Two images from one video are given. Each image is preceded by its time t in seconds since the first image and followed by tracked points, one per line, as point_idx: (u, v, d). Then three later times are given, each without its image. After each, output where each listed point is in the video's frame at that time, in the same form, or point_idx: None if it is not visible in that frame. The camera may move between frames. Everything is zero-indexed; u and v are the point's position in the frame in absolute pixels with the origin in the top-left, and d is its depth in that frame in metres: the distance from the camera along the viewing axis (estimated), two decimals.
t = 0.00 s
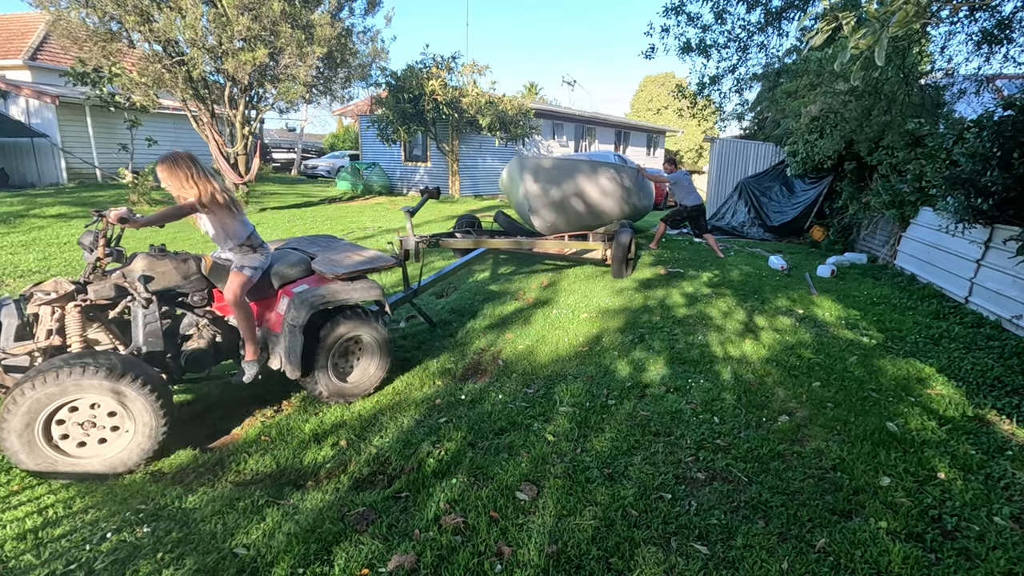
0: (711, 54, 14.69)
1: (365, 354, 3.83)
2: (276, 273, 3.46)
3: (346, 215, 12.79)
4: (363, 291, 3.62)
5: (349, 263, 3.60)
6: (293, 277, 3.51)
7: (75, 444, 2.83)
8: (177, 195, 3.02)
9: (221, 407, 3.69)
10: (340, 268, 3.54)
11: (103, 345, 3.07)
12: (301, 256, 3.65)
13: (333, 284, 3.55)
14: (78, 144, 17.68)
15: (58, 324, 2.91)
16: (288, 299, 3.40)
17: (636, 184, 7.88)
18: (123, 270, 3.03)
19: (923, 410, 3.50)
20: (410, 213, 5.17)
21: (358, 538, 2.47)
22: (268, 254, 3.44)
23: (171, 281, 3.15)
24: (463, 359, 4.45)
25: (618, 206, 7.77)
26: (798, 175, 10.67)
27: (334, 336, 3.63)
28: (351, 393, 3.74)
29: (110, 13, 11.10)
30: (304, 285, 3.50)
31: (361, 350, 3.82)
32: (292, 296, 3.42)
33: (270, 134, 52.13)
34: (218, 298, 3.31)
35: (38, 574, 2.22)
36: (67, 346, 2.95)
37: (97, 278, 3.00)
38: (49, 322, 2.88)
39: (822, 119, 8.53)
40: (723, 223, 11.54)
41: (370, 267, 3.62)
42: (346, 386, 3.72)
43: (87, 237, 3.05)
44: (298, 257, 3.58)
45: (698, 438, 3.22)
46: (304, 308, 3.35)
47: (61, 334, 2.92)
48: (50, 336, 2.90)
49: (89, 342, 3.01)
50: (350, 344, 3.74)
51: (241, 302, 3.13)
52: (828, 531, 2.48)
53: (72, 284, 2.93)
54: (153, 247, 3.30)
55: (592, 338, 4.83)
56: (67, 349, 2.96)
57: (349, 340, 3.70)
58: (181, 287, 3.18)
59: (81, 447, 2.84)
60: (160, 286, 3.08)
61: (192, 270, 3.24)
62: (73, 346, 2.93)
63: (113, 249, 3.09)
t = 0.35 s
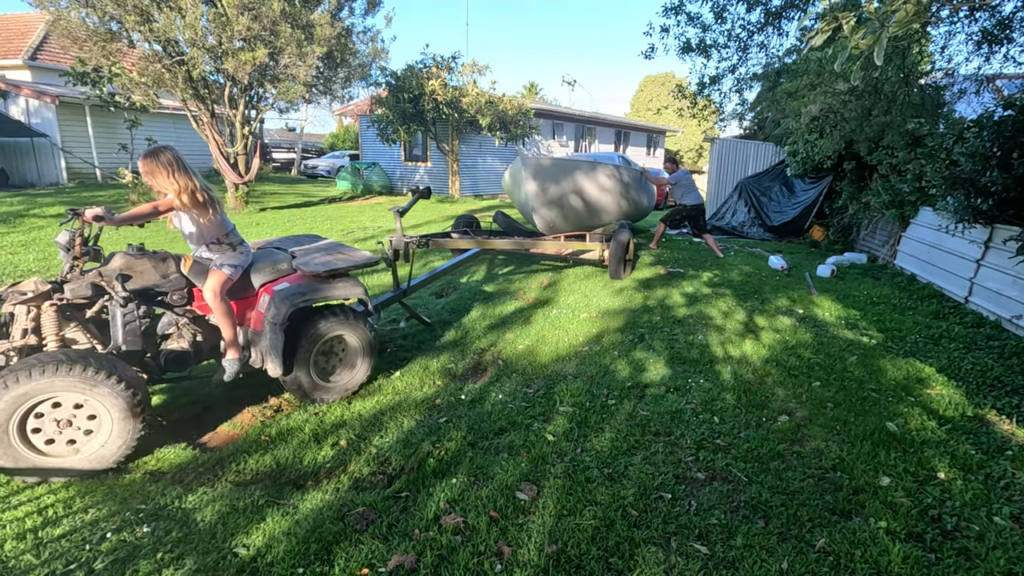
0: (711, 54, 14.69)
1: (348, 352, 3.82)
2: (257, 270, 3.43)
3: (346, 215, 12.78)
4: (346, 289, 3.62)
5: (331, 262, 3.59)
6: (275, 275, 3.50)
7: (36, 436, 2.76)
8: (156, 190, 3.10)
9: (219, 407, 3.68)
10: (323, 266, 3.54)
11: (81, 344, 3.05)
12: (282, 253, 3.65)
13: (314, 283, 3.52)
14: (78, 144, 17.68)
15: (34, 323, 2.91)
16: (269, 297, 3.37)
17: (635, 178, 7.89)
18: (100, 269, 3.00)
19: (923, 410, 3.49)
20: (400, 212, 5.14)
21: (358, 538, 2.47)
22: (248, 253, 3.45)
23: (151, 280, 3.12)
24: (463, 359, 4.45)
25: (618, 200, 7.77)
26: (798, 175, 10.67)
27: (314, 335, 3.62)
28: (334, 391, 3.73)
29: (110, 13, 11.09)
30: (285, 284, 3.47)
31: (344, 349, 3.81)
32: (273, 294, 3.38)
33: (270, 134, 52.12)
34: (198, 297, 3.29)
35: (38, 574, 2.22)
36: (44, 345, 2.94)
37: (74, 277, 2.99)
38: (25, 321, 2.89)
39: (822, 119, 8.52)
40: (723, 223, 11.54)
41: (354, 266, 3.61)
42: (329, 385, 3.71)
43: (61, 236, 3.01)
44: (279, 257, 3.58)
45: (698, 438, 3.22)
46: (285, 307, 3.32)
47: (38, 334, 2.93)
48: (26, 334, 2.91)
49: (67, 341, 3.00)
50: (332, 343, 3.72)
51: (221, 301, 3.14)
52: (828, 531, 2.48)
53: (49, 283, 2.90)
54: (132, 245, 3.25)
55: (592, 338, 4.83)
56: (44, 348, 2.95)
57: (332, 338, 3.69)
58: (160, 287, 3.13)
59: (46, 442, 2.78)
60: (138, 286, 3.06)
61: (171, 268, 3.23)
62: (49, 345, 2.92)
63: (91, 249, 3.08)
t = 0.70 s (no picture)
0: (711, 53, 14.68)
1: (335, 354, 3.78)
2: (242, 270, 3.41)
3: (347, 215, 12.79)
4: (332, 291, 3.60)
5: (317, 263, 3.56)
6: (260, 276, 3.48)
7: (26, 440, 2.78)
8: (130, 190, 3.05)
9: (218, 408, 3.67)
10: (309, 267, 3.52)
11: (61, 345, 3.05)
12: (269, 253, 3.63)
13: (299, 284, 3.50)
14: (78, 144, 17.67)
15: (12, 324, 2.91)
16: (254, 297, 3.37)
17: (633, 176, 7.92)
18: (81, 269, 3.01)
19: (923, 410, 3.49)
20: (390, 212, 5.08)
21: (358, 538, 2.47)
22: (233, 253, 3.43)
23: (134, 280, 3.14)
24: (463, 359, 4.45)
25: (618, 199, 7.78)
26: (798, 175, 10.67)
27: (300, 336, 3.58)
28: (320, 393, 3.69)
29: (110, 13, 11.09)
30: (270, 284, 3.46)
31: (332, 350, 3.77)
32: (258, 294, 3.37)
33: (270, 134, 52.07)
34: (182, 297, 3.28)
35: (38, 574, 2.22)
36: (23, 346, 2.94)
37: (55, 276, 2.99)
38: (4, 321, 2.88)
39: (822, 119, 8.52)
40: (723, 223, 11.55)
41: (339, 266, 3.59)
42: (315, 386, 3.67)
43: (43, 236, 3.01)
44: (264, 257, 3.55)
45: (698, 438, 3.22)
46: (269, 308, 3.30)
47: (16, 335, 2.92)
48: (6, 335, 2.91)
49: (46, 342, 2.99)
50: (318, 345, 3.69)
51: (206, 301, 3.14)
52: (828, 531, 2.48)
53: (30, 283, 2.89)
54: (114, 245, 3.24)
55: (592, 338, 4.82)
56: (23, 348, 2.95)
57: (318, 339, 3.66)
58: (142, 287, 3.14)
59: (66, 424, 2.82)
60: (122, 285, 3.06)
61: (154, 268, 3.23)
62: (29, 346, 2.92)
63: (72, 248, 3.07)
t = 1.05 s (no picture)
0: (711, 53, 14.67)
1: (316, 355, 3.75)
2: (221, 270, 3.39)
3: (347, 215, 12.80)
4: (311, 289, 3.60)
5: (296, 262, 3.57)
6: (239, 276, 3.46)
7: (27, 444, 2.76)
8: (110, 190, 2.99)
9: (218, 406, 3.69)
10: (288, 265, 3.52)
11: (32, 343, 3.04)
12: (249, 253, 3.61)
13: (278, 283, 3.50)
14: (78, 144, 17.68)
15: None
16: (233, 297, 3.36)
17: (634, 177, 7.90)
18: (53, 269, 2.95)
19: (923, 410, 3.49)
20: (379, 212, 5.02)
21: (358, 538, 2.47)
22: (215, 252, 3.41)
23: (107, 281, 3.04)
24: (463, 359, 4.45)
25: (618, 200, 7.77)
26: (798, 175, 10.67)
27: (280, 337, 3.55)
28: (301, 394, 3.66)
29: (110, 13, 11.09)
30: (249, 284, 3.45)
31: (313, 352, 3.74)
32: (237, 294, 3.37)
33: (270, 134, 52.13)
34: (159, 298, 3.23)
35: (37, 574, 2.22)
36: None
37: (27, 277, 2.91)
38: None
39: (823, 119, 8.52)
40: (723, 222, 11.55)
41: (319, 265, 3.60)
42: (296, 387, 3.63)
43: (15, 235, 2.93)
44: (243, 255, 3.54)
45: (697, 438, 3.22)
46: (247, 306, 3.30)
47: None
48: None
49: (15, 341, 2.96)
50: (299, 345, 3.67)
51: (185, 302, 3.13)
52: (829, 531, 2.48)
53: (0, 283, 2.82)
54: (88, 244, 3.13)
55: (593, 338, 4.82)
56: None
57: (300, 341, 3.63)
58: (118, 287, 3.07)
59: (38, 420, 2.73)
60: (97, 285, 3.00)
61: (131, 268, 3.14)
62: None
63: (46, 248, 2.95)
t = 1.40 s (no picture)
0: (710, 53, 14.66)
1: (300, 355, 3.72)
2: (201, 270, 3.37)
3: (347, 215, 12.79)
4: (295, 290, 3.58)
5: (280, 262, 3.54)
6: (221, 276, 3.45)
7: (16, 436, 2.76)
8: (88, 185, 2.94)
9: (218, 405, 3.69)
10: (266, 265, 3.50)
11: (10, 345, 2.98)
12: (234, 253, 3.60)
13: (261, 283, 3.48)
14: (78, 144, 17.68)
15: None
16: (214, 297, 3.34)
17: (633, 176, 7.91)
18: (29, 269, 2.90)
19: (923, 410, 3.49)
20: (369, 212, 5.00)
21: (358, 538, 2.47)
22: (196, 252, 3.39)
23: (85, 279, 3.01)
24: (463, 359, 4.45)
25: (617, 198, 7.77)
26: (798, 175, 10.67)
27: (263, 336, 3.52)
28: (284, 394, 3.62)
29: (110, 13, 11.09)
30: (230, 284, 3.44)
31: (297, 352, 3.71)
32: (218, 294, 3.36)
33: (270, 134, 52.15)
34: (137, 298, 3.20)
35: (37, 574, 2.22)
36: None
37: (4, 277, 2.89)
38: None
39: (823, 119, 8.52)
40: (723, 222, 11.55)
41: (304, 266, 3.57)
42: (278, 387, 3.60)
43: None
44: (226, 254, 3.54)
45: (698, 438, 3.22)
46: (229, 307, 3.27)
47: None
48: None
49: None
50: (282, 344, 3.65)
51: (160, 303, 3.13)
52: (828, 531, 2.48)
53: None
54: (67, 244, 3.14)
55: (592, 338, 4.82)
56: None
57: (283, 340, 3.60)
58: (97, 287, 3.03)
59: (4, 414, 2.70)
60: (75, 285, 2.97)
61: (111, 268, 3.11)
62: None
63: (23, 248, 2.96)
